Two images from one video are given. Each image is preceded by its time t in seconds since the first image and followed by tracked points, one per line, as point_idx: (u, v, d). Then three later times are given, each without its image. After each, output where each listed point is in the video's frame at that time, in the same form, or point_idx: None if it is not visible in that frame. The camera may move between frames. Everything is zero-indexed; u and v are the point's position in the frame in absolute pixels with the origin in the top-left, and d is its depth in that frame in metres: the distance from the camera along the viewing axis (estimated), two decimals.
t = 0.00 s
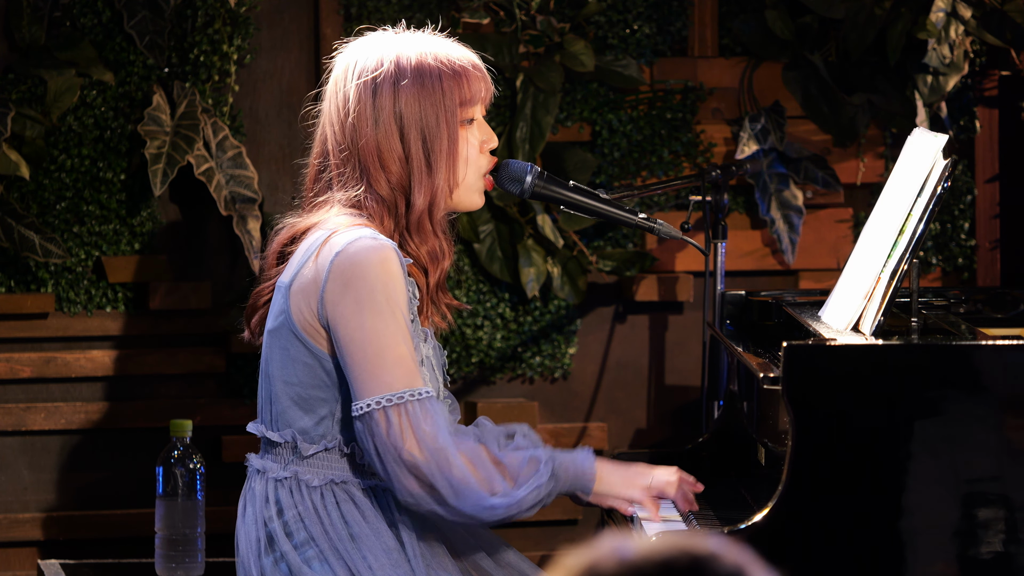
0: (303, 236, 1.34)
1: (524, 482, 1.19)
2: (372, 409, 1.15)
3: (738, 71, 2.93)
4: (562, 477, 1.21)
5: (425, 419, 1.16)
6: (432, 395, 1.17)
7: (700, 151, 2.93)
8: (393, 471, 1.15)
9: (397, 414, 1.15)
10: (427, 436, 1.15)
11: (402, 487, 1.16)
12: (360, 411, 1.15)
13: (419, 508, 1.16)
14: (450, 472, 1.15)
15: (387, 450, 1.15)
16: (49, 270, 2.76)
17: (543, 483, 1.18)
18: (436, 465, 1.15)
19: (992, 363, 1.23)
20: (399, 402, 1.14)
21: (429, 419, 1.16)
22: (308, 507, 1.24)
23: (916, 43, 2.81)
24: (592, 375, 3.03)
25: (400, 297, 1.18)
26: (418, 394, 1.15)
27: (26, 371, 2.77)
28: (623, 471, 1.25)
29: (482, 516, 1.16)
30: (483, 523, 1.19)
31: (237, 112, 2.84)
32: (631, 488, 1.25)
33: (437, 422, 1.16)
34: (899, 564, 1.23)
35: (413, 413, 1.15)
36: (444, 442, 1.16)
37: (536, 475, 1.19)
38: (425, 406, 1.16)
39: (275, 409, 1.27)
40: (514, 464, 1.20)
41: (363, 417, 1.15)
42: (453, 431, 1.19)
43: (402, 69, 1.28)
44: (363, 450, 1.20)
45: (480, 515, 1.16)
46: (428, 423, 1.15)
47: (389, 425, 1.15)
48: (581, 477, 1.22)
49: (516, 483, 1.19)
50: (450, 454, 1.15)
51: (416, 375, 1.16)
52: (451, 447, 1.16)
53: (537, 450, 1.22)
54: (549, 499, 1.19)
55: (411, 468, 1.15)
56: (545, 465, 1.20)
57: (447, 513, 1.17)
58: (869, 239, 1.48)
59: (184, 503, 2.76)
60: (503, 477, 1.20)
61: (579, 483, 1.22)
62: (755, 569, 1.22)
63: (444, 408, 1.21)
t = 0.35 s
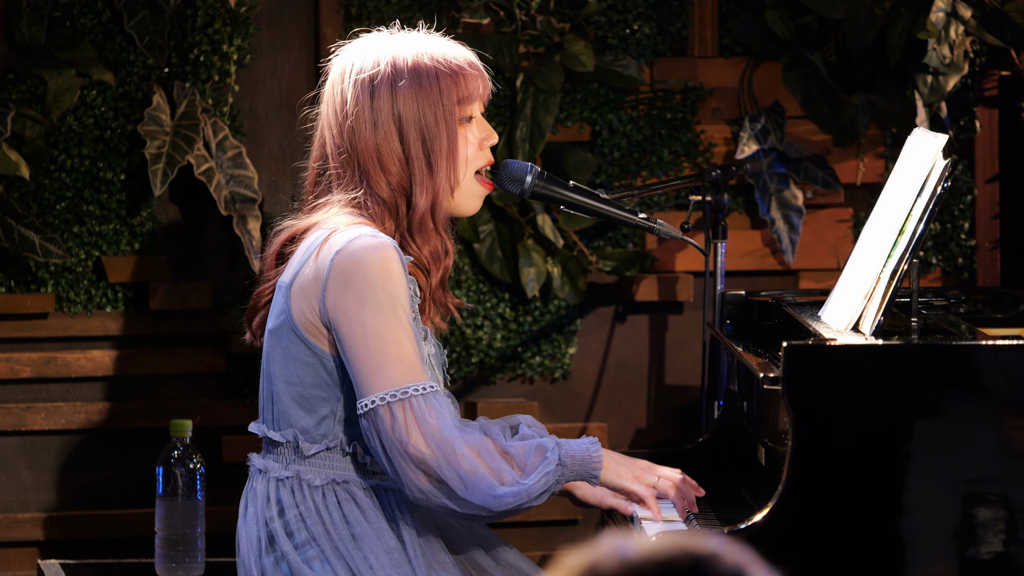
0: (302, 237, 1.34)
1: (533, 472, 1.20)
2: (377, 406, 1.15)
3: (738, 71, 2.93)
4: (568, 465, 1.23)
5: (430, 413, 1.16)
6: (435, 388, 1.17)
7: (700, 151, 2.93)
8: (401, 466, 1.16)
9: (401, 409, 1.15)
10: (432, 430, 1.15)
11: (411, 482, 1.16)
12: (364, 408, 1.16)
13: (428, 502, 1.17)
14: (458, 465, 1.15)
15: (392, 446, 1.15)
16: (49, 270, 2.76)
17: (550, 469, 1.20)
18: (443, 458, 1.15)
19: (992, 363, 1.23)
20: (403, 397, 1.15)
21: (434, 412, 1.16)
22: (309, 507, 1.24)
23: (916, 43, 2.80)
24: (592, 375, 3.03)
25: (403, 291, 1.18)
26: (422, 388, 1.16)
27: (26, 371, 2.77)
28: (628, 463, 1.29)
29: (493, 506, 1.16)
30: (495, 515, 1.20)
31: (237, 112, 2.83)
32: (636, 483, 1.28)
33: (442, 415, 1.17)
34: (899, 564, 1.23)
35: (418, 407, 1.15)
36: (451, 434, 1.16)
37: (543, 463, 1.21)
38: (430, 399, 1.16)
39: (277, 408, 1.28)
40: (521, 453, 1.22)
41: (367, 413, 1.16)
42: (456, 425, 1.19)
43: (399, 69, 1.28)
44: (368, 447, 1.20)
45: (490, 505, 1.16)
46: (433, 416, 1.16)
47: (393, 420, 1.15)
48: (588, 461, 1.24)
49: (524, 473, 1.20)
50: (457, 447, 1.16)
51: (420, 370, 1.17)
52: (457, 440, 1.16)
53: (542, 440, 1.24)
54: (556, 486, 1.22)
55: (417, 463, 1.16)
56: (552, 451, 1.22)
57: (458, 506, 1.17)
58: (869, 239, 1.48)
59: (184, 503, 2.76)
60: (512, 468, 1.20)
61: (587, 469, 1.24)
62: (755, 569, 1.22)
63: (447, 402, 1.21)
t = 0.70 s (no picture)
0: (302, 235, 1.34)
1: (528, 475, 1.21)
2: (375, 405, 1.15)
3: (738, 71, 2.93)
4: (565, 466, 1.24)
5: (428, 412, 1.16)
6: (433, 388, 1.18)
7: (700, 152, 2.93)
8: (398, 466, 1.16)
9: (398, 409, 1.15)
10: (430, 430, 1.15)
11: (407, 483, 1.16)
12: (361, 408, 1.16)
13: (423, 502, 1.17)
14: (454, 465, 1.16)
15: (390, 446, 1.15)
16: (49, 270, 2.76)
17: (546, 474, 1.20)
18: (440, 459, 1.15)
19: (991, 363, 1.23)
20: (400, 397, 1.15)
21: (431, 412, 1.16)
22: (311, 506, 1.24)
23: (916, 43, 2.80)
24: (592, 375, 3.03)
25: (400, 291, 1.18)
26: (420, 388, 1.16)
27: (26, 371, 2.77)
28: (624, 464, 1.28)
29: (489, 508, 1.17)
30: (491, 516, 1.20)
31: (237, 112, 2.83)
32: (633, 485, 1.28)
33: (440, 415, 1.17)
34: (899, 563, 1.23)
35: (415, 407, 1.15)
36: (448, 435, 1.16)
37: (539, 467, 1.21)
38: (427, 400, 1.16)
39: (278, 408, 1.28)
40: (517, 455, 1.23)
41: (364, 413, 1.16)
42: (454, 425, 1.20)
43: (402, 67, 1.28)
44: (367, 446, 1.20)
45: (485, 507, 1.16)
46: (430, 416, 1.16)
47: (391, 420, 1.15)
48: (584, 464, 1.25)
49: (521, 476, 1.21)
50: (454, 448, 1.16)
51: (418, 369, 1.17)
52: (454, 441, 1.16)
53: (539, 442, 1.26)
54: (553, 488, 1.22)
55: (414, 463, 1.16)
56: (549, 454, 1.23)
57: (454, 508, 1.17)
58: (869, 239, 1.48)
59: (184, 503, 2.76)
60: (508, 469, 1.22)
61: (583, 472, 1.25)
62: (754, 569, 1.22)
63: (445, 402, 1.21)
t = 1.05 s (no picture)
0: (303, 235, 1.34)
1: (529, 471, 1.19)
2: (372, 399, 1.15)
3: (738, 71, 2.93)
4: (564, 470, 1.21)
5: (426, 405, 1.16)
6: (431, 382, 1.18)
7: (700, 151, 2.93)
8: (396, 460, 1.16)
9: (396, 402, 1.15)
10: (428, 423, 1.15)
11: (406, 476, 1.16)
12: (360, 402, 1.16)
13: (424, 496, 1.17)
14: (452, 458, 1.15)
15: (388, 440, 1.15)
16: (49, 270, 2.76)
17: (547, 470, 1.19)
18: (438, 451, 1.15)
19: (991, 363, 1.23)
20: (398, 390, 1.15)
21: (429, 405, 1.16)
22: (310, 505, 1.24)
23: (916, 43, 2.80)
24: (592, 375, 3.03)
25: (397, 286, 1.18)
26: (417, 381, 1.16)
27: (26, 371, 2.77)
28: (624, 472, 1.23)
29: (489, 502, 1.16)
30: (490, 513, 1.19)
31: (237, 112, 2.84)
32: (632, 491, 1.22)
33: (438, 408, 1.17)
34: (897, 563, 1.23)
35: (413, 400, 1.15)
36: (445, 428, 1.16)
37: (541, 463, 1.20)
38: (425, 392, 1.16)
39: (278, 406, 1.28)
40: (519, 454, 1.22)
41: (362, 408, 1.16)
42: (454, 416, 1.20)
43: (401, 67, 1.28)
44: (365, 442, 1.20)
45: (485, 501, 1.16)
46: (428, 409, 1.16)
47: (388, 414, 1.15)
48: (585, 469, 1.21)
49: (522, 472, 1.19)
50: (452, 440, 1.16)
51: (416, 363, 1.17)
52: (452, 434, 1.16)
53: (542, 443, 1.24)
54: (552, 490, 1.19)
55: (413, 456, 1.16)
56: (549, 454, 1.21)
57: (454, 503, 1.17)
58: (869, 239, 1.48)
59: (184, 503, 2.76)
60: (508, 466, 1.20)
61: (582, 477, 1.21)
62: (753, 570, 1.22)
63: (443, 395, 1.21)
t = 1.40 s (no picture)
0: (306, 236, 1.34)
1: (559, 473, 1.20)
2: (400, 400, 1.16)
3: (738, 71, 2.93)
4: (599, 481, 1.20)
5: (454, 405, 1.17)
6: (456, 378, 1.19)
7: (700, 151, 2.93)
8: (428, 458, 1.18)
9: (424, 403, 1.16)
10: (457, 422, 1.17)
11: (437, 475, 1.18)
12: (386, 403, 1.17)
13: (454, 495, 1.19)
14: (482, 457, 1.17)
15: (418, 439, 1.17)
16: (49, 270, 2.76)
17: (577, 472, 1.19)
18: (469, 451, 1.17)
19: (992, 363, 1.23)
20: (426, 390, 1.16)
21: (457, 405, 1.17)
22: (312, 501, 1.24)
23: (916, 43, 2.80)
24: (592, 375, 3.03)
25: (416, 288, 1.19)
26: (443, 379, 1.17)
27: (26, 371, 2.77)
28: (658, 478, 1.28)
29: (518, 502, 1.17)
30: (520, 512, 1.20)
31: (237, 112, 2.83)
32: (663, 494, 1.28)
33: (467, 408, 1.18)
34: (897, 562, 1.23)
35: (440, 400, 1.17)
36: (475, 427, 1.17)
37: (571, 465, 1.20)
38: (453, 392, 1.18)
39: (284, 402, 1.28)
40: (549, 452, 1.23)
41: (390, 408, 1.17)
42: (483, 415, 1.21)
43: (386, 74, 1.29)
44: (395, 440, 1.22)
45: (514, 500, 1.17)
46: (457, 408, 1.17)
47: (418, 414, 1.16)
48: (618, 482, 1.20)
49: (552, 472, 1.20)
50: (481, 440, 1.17)
51: (440, 361, 1.18)
52: (481, 434, 1.17)
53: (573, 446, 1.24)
54: (583, 499, 1.20)
55: (444, 456, 1.17)
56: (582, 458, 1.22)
57: (484, 501, 1.18)
58: (869, 239, 1.48)
59: (184, 503, 2.75)
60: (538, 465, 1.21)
61: (616, 490, 1.20)
62: (754, 569, 1.22)
63: (472, 394, 1.22)
